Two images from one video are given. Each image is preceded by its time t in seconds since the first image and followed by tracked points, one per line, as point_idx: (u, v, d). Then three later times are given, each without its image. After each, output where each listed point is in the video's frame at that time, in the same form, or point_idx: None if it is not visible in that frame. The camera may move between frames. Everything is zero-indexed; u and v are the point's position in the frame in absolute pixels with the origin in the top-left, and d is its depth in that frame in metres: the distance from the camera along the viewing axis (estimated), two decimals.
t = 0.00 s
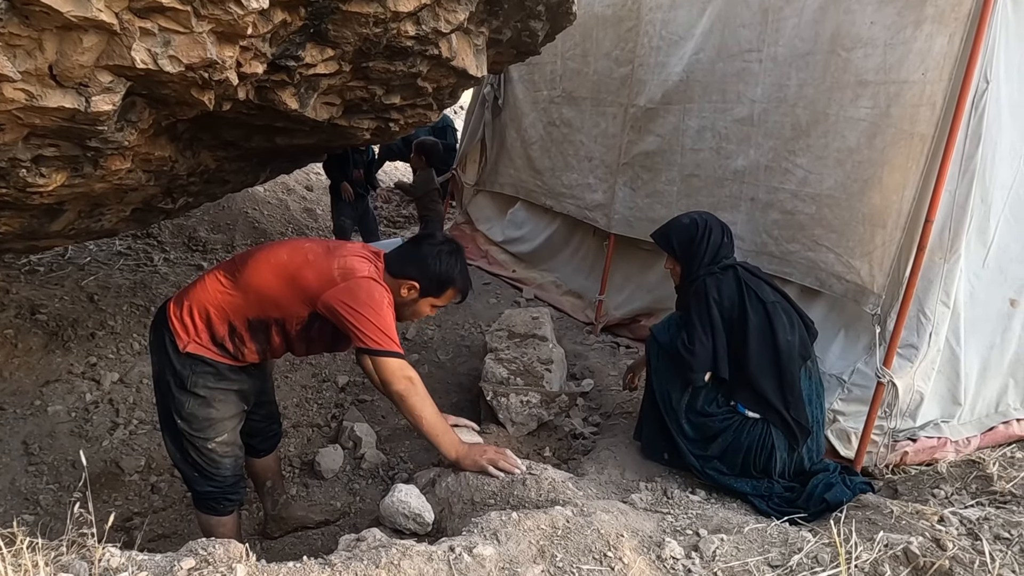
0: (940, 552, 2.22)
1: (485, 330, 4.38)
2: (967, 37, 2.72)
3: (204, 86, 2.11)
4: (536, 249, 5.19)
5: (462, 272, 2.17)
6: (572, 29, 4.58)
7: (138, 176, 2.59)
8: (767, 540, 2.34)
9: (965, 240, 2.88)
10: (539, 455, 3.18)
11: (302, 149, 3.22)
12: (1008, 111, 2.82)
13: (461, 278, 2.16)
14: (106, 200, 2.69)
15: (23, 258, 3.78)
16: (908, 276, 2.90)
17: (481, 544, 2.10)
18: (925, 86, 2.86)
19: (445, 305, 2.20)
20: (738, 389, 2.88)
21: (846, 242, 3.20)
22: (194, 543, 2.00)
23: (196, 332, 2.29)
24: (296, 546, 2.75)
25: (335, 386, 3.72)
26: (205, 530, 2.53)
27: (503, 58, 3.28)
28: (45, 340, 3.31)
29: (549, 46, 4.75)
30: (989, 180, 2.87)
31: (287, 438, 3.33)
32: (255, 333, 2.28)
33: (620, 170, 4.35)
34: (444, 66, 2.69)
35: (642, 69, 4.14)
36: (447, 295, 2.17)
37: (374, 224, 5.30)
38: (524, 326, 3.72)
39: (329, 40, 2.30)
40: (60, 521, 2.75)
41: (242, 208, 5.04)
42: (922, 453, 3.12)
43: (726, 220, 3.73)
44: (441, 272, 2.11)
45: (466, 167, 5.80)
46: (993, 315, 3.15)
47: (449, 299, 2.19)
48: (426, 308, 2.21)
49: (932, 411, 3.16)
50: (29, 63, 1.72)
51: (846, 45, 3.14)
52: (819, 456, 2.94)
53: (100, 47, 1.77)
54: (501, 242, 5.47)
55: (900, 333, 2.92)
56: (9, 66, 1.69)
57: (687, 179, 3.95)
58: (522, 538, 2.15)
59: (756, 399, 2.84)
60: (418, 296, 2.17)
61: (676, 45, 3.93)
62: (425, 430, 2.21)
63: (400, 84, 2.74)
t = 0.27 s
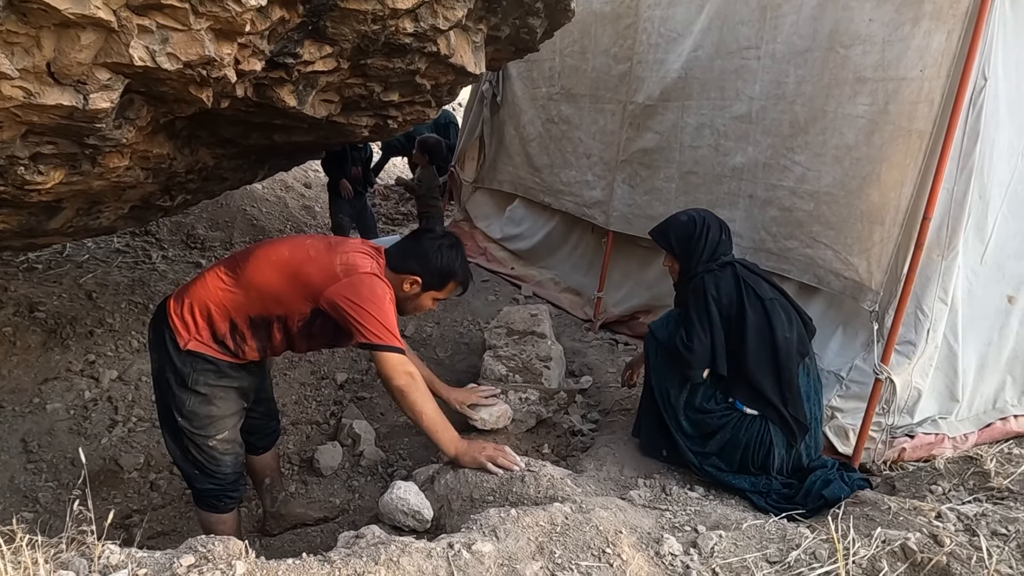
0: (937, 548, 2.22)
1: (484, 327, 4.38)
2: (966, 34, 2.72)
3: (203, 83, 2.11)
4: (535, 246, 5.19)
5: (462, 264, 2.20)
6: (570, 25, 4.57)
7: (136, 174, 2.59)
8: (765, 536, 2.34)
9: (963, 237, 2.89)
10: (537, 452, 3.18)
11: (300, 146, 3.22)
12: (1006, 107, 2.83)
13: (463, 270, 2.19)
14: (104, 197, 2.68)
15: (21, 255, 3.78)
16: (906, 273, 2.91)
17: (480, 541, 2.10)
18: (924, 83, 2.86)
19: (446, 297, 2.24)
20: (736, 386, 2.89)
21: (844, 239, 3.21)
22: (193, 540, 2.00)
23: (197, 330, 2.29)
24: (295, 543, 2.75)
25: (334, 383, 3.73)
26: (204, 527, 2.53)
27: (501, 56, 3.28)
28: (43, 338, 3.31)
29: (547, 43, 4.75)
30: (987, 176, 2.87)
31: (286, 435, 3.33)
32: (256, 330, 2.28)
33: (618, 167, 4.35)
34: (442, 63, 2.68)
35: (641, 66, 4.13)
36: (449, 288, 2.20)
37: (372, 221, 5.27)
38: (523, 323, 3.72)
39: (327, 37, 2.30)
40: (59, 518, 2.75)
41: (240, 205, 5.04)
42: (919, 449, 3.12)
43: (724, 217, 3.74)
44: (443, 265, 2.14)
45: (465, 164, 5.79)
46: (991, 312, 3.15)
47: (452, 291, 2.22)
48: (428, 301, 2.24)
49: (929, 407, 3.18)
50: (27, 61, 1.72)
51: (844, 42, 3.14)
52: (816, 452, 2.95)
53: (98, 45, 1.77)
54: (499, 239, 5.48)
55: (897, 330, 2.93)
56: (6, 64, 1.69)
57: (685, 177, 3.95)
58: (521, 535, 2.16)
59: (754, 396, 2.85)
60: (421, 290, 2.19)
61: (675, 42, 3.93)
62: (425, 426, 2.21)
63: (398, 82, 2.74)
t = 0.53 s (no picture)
0: (932, 543, 2.23)
1: (481, 323, 4.38)
2: (961, 29, 2.72)
3: (198, 79, 2.10)
4: (531, 242, 5.19)
5: (462, 257, 2.24)
6: (566, 21, 4.57)
7: (132, 170, 2.58)
8: (762, 531, 2.35)
9: (959, 232, 2.90)
10: (534, 447, 3.17)
11: (296, 142, 3.21)
12: (1001, 103, 2.83)
13: (462, 263, 2.24)
14: (99, 194, 2.68)
15: (16, 252, 3.77)
16: (902, 268, 2.91)
17: (478, 537, 2.11)
18: (919, 78, 2.86)
19: (446, 290, 2.28)
20: (733, 381, 2.89)
21: (841, 235, 3.21)
22: (191, 536, 2.00)
23: (198, 325, 2.28)
24: (293, 539, 2.75)
25: (331, 379, 3.73)
26: (203, 523, 2.52)
27: (497, 51, 3.28)
28: (39, 335, 3.30)
29: (543, 38, 4.74)
30: (982, 172, 2.88)
31: (283, 431, 3.33)
32: (257, 325, 2.28)
33: (615, 163, 4.35)
34: (438, 59, 2.68)
35: (637, 62, 4.13)
36: (449, 282, 2.25)
37: (368, 217, 5.26)
38: (519, 319, 3.73)
39: (323, 33, 2.29)
40: (56, 515, 2.75)
41: (236, 201, 5.02)
42: (914, 445, 3.15)
43: (721, 213, 3.74)
44: (444, 259, 2.18)
45: (461, 160, 5.77)
46: (986, 308, 3.16)
47: (452, 285, 2.27)
48: (429, 295, 2.28)
49: (925, 402, 3.18)
50: (21, 56, 1.71)
51: (841, 37, 3.14)
52: (813, 448, 2.96)
53: (93, 40, 1.76)
54: (496, 235, 5.47)
55: (894, 325, 2.92)
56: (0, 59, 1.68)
57: (682, 172, 3.95)
58: (518, 530, 2.16)
59: (751, 391, 2.85)
60: (422, 285, 2.22)
61: (671, 37, 3.93)
62: (423, 421, 2.22)
63: (395, 77, 2.73)
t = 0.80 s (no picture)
0: (927, 537, 2.24)
1: (477, 319, 4.38)
2: (957, 25, 2.73)
3: (193, 74, 2.10)
4: (528, 238, 5.19)
5: (460, 248, 2.25)
6: (562, 17, 4.55)
7: (126, 166, 2.57)
8: (758, 526, 2.36)
9: (954, 228, 2.90)
10: (531, 444, 3.18)
11: (291, 138, 3.20)
12: (997, 99, 2.84)
13: (461, 254, 2.24)
14: (94, 190, 2.66)
15: (10, 248, 3.75)
16: (897, 264, 2.92)
17: (474, 532, 2.11)
18: (915, 74, 2.87)
19: (446, 281, 2.29)
20: (728, 376, 2.90)
21: (836, 230, 3.22)
22: (187, 533, 2.00)
23: (196, 321, 2.28)
24: (289, 535, 2.74)
25: (327, 375, 3.72)
26: (200, 520, 2.51)
27: (493, 47, 3.27)
28: (34, 332, 3.29)
29: (539, 34, 4.73)
30: (977, 168, 2.88)
31: (279, 428, 3.33)
32: (256, 320, 2.28)
33: (611, 159, 4.34)
34: (434, 54, 2.67)
35: (633, 58, 4.13)
36: (449, 273, 2.26)
37: (366, 213, 5.22)
38: (516, 315, 3.72)
39: (318, 28, 2.29)
40: (51, 512, 2.74)
41: (231, 198, 4.99)
42: (910, 440, 3.15)
43: (717, 209, 3.74)
44: (443, 251, 2.18)
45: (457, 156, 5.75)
46: (981, 303, 3.17)
47: (451, 276, 2.28)
48: (428, 287, 2.28)
49: (920, 397, 3.19)
50: (15, 52, 1.70)
51: (836, 33, 3.14)
52: (809, 443, 2.97)
53: (86, 35, 1.75)
54: (492, 231, 5.47)
55: (889, 320, 2.93)
56: None
57: (678, 168, 3.95)
58: (515, 526, 2.16)
59: (746, 387, 2.86)
60: (422, 277, 2.22)
61: (667, 33, 3.92)
62: (420, 416, 2.22)
63: (390, 73, 2.73)
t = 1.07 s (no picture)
0: (924, 532, 2.25)
1: (474, 316, 4.38)
2: (953, 21, 2.73)
3: (188, 70, 2.09)
4: (525, 235, 5.18)
5: (463, 243, 2.25)
6: (559, 13, 4.54)
7: (122, 163, 2.56)
8: (755, 522, 2.36)
9: (950, 224, 2.91)
10: (528, 440, 3.18)
11: (287, 135, 3.19)
12: (993, 96, 2.84)
13: (464, 249, 2.25)
14: (89, 187, 2.65)
15: (5, 246, 3.73)
16: (894, 260, 2.93)
17: (472, 529, 2.11)
18: (912, 71, 2.87)
19: (450, 276, 2.29)
20: (726, 373, 2.90)
21: (833, 227, 3.22)
22: (184, 530, 1.99)
23: (198, 318, 2.28)
24: (286, 533, 2.74)
25: (323, 372, 3.71)
26: (197, 516, 2.51)
27: (489, 43, 3.26)
28: (29, 330, 3.28)
29: (536, 30, 4.72)
30: (974, 164, 2.89)
31: (276, 425, 3.32)
32: (257, 317, 2.28)
33: (608, 155, 4.34)
34: (430, 50, 2.66)
35: (630, 54, 4.12)
36: (452, 268, 2.26)
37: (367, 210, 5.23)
38: (513, 312, 3.72)
39: (314, 24, 2.28)
40: (47, 510, 2.73)
41: (227, 194, 4.96)
42: (906, 436, 3.16)
43: (714, 205, 3.74)
44: (446, 246, 2.19)
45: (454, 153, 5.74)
46: (978, 299, 3.18)
47: (454, 271, 2.28)
48: (432, 282, 2.29)
49: (917, 393, 3.20)
50: (9, 47, 1.69)
51: (833, 29, 3.14)
52: (806, 439, 2.97)
53: (81, 31, 1.75)
54: (489, 228, 5.46)
55: (886, 316, 2.94)
56: None
57: (675, 165, 3.95)
58: (512, 522, 2.16)
59: (744, 383, 2.86)
60: (426, 272, 2.23)
61: (664, 29, 3.92)
62: (418, 412, 2.22)
63: (387, 69, 2.72)
